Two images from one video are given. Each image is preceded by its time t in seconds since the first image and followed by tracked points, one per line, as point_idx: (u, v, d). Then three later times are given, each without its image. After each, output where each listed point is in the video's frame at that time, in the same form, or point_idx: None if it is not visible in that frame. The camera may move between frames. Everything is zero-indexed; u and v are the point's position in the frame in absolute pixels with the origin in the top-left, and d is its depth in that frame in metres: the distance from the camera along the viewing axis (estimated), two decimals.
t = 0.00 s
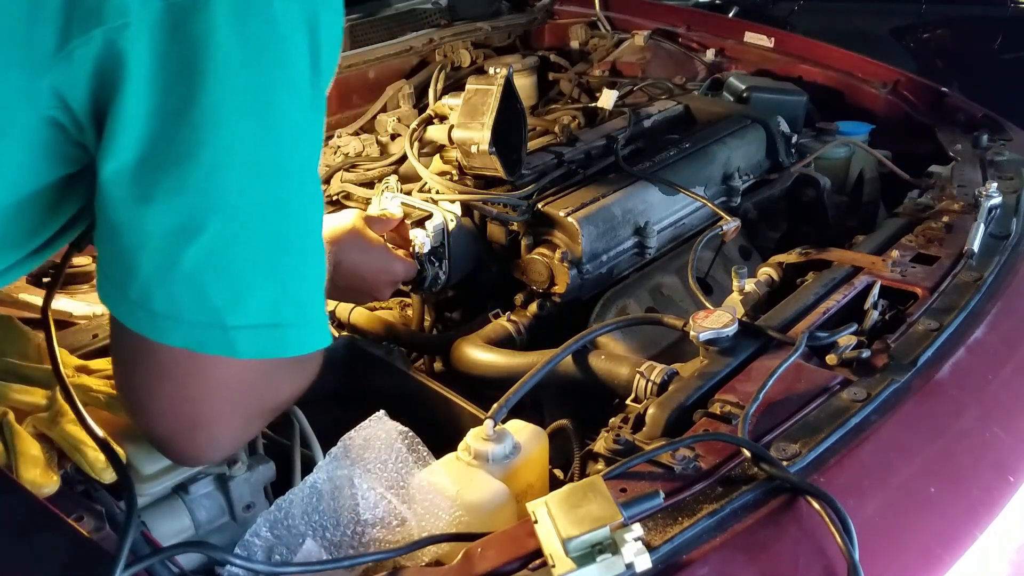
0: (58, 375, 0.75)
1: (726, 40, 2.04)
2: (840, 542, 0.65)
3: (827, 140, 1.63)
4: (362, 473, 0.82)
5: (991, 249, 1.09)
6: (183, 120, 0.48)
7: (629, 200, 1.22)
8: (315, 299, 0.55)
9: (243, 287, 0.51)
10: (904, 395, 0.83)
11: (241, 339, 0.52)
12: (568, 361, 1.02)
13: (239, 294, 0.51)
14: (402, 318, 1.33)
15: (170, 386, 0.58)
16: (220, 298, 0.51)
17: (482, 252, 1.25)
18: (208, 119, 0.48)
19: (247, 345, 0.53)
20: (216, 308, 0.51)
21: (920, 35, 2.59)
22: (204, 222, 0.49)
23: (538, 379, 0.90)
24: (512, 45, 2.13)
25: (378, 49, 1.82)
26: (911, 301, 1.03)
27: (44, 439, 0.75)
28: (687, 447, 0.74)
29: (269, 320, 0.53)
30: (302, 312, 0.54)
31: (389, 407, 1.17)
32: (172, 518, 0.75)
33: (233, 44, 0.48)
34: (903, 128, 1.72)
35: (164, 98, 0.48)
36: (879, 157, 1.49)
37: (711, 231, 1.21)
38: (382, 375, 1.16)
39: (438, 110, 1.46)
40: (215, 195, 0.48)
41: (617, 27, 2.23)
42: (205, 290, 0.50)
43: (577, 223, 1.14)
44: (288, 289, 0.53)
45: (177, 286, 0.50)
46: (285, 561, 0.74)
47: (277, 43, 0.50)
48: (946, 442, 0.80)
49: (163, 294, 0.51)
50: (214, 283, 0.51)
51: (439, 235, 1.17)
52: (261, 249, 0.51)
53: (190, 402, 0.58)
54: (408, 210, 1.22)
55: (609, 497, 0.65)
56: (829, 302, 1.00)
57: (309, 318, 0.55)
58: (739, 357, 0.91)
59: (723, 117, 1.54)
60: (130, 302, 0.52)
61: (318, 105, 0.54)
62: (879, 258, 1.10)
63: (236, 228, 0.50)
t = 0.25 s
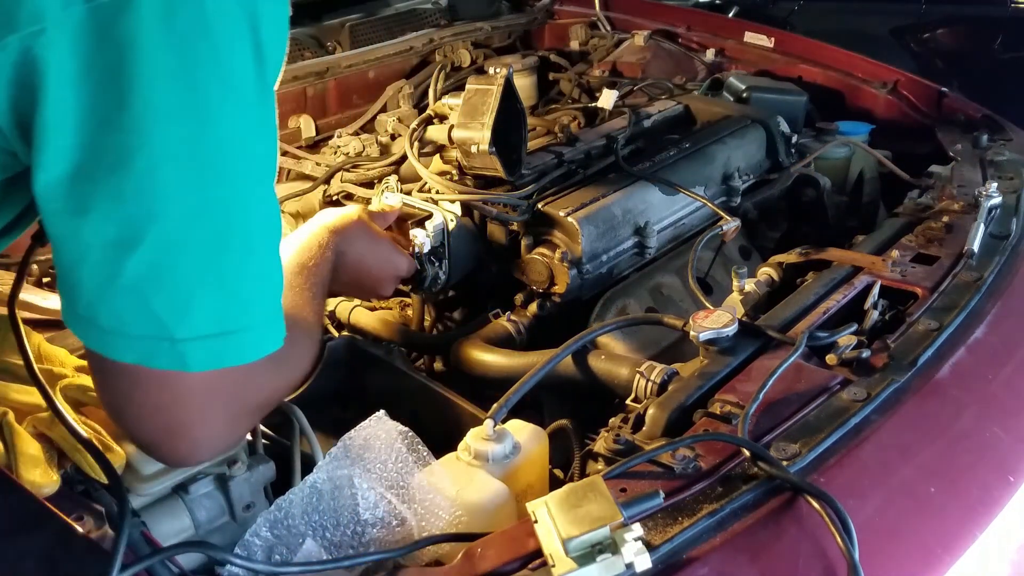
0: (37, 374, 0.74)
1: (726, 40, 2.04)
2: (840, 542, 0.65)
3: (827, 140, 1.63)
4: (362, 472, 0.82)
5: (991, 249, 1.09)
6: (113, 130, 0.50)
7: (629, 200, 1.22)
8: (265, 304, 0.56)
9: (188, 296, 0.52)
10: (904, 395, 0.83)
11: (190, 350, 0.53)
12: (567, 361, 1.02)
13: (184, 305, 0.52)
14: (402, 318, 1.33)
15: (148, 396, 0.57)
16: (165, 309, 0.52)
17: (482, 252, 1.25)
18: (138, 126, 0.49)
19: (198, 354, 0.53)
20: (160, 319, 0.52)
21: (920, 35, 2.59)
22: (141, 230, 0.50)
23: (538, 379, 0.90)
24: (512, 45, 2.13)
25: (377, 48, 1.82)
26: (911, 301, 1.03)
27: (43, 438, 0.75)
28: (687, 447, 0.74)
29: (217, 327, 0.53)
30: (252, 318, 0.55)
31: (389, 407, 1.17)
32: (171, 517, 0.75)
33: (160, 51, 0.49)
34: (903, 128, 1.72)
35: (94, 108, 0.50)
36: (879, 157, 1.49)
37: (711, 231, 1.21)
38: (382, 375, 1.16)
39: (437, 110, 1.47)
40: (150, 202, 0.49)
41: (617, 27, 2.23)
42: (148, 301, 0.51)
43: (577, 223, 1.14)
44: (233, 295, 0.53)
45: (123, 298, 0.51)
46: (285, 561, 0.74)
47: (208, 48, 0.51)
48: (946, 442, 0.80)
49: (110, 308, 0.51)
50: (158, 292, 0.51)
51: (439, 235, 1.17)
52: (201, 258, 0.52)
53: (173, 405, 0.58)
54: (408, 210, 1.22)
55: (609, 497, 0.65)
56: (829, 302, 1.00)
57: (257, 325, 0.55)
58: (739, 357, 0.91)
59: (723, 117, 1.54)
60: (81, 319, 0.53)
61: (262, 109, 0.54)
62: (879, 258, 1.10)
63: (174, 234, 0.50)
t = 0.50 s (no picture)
0: (2, 368, 0.73)
1: (726, 40, 2.04)
2: (840, 542, 0.65)
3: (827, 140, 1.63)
4: (362, 472, 0.82)
5: (991, 249, 1.09)
6: (54, 119, 0.47)
7: (629, 200, 1.22)
8: (244, 285, 0.52)
9: (153, 287, 0.49)
10: (904, 395, 0.83)
11: (163, 343, 0.50)
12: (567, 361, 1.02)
13: (151, 297, 0.49)
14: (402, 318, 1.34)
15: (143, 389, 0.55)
16: (128, 302, 0.49)
17: (482, 252, 1.25)
18: (76, 114, 0.46)
19: (174, 346, 0.50)
20: (125, 315, 0.49)
21: (920, 35, 2.59)
22: (95, 225, 0.47)
23: (538, 379, 0.90)
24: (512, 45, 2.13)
25: (377, 48, 1.82)
26: (911, 301, 1.03)
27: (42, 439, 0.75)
28: (687, 447, 0.74)
29: (194, 314, 0.50)
30: (234, 300, 0.52)
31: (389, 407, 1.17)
32: (171, 517, 0.75)
33: (85, 33, 0.46)
34: (903, 128, 1.72)
35: (31, 102, 0.47)
36: (879, 157, 1.49)
37: (711, 232, 1.21)
38: (382, 375, 1.16)
39: (437, 110, 1.47)
40: (99, 193, 0.46)
41: (618, 27, 2.23)
42: (109, 297, 0.48)
43: (577, 223, 1.14)
44: (204, 281, 0.50)
45: (85, 300, 0.48)
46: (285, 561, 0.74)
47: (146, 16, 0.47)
48: (946, 442, 0.80)
49: (71, 314, 0.48)
50: (122, 287, 0.48)
51: (439, 235, 1.17)
52: (162, 244, 0.48)
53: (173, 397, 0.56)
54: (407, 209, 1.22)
55: (608, 497, 0.65)
56: (829, 302, 1.00)
57: (234, 310, 0.52)
58: (739, 357, 0.91)
59: (723, 117, 1.54)
60: (41, 329, 0.50)
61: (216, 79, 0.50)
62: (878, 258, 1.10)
63: (131, 224, 0.47)
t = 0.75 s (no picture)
0: None
1: (726, 40, 2.04)
2: (841, 543, 0.65)
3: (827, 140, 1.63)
4: (362, 472, 0.82)
5: (991, 249, 1.09)
6: None
7: (629, 200, 1.22)
8: (228, 246, 0.46)
9: (112, 261, 0.43)
10: (904, 395, 0.83)
11: (134, 319, 0.44)
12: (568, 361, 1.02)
13: (110, 272, 0.43)
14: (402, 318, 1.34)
15: (122, 394, 0.48)
16: (83, 280, 0.43)
17: (482, 252, 1.25)
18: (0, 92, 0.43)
19: (144, 322, 0.44)
20: (80, 294, 0.43)
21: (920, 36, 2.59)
22: (37, 201, 0.42)
23: (538, 379, 0.90)
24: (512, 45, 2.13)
25: (376, 49, 1.82)
26: (911, 301, 1.03)
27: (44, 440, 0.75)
28: (687, 447, 0.74)
29: (169, 283, 0.44)
30: (219, 257, 0.45)
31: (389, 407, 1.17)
32: (172, 518, 0.74)
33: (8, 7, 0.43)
34: (903, 128, 1.72)
35: None
36: (880, 158, 1.48)
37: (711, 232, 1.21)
38: (382, 375, 1.16)
39: (437, 110, 1.46)
40: (30, 167, 0.42)
41: (618, 27, 2.23)
42: (60, 279, 0.42)
43: (577, 223, 1.14)
44: (174, 246, 0.44)
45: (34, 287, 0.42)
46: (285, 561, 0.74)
47: None
48: (946, 442, 0.80)
49: (23, 302, 0.42)
50: (86, 264, 0.43)
51: (439, 235, 1.17)
52: (111, 211, 0.43)
53: (168, 396, 0.48)
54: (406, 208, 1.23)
55: (609, 497, 0.65)
56: (829, 302, 1.00)
57: (215, 272, 0.45)
58: (739, 357, 0.91)
59: (723, 117, 1.54)
60: None
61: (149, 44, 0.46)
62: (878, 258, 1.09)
63: (73, 197, 0.42)
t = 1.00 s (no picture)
0: None
1: (726, 40, 2.04)
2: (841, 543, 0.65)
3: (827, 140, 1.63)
4: (363, 475, 0.83)
5: (991, 249, 1.09)
6: None
7: (629, 200, 1.22)
8: None
9: None
10: (904, 395, 0.83)
11: None
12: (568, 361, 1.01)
13: None
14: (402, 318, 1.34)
15: None
16: None
17: (481, 252, 1.25)
18: None
19: None
20: None
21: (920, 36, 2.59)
22: None
23: (536, 380, 0.91)
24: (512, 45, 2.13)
25: (376, 49, 1.82)
26: (911, 301, 1.03)
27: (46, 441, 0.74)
28: (687, 447, 0.74)
29: None
30: None
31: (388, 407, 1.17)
32: (171, 517, 0.75)
33: None
34: (903, 128, 1.72)
35: None
36: (879, 157, 1.48)
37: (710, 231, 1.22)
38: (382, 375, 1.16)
39: (437, 111, 1.46)
40: None
41: (618, 27, 2.23)
42: None
43: (577, 223, 1.14)
44: None
45: None
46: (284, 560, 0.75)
47: None
48: (946, 442, 0.80)
49: None
50: None
51: (439, 235, 1.17)
52: None
53: None
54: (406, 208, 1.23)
55: (609, 497, 0.65)
56: (829, 302, 1.00)
57: None
58: (739, 357, 0.91)
59: (723, 117, 1.54)
60: None
61: None
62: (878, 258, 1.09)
63: None
